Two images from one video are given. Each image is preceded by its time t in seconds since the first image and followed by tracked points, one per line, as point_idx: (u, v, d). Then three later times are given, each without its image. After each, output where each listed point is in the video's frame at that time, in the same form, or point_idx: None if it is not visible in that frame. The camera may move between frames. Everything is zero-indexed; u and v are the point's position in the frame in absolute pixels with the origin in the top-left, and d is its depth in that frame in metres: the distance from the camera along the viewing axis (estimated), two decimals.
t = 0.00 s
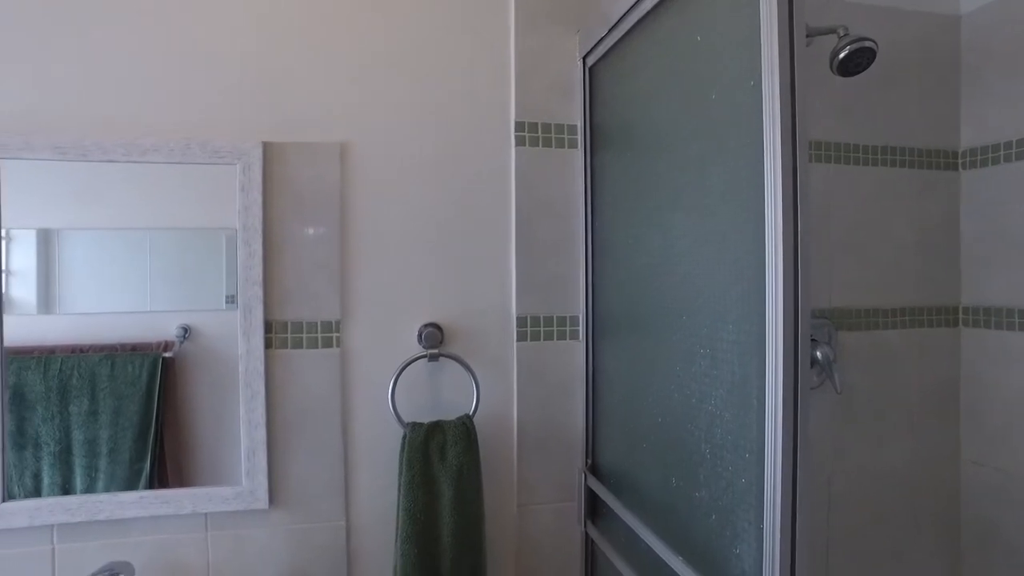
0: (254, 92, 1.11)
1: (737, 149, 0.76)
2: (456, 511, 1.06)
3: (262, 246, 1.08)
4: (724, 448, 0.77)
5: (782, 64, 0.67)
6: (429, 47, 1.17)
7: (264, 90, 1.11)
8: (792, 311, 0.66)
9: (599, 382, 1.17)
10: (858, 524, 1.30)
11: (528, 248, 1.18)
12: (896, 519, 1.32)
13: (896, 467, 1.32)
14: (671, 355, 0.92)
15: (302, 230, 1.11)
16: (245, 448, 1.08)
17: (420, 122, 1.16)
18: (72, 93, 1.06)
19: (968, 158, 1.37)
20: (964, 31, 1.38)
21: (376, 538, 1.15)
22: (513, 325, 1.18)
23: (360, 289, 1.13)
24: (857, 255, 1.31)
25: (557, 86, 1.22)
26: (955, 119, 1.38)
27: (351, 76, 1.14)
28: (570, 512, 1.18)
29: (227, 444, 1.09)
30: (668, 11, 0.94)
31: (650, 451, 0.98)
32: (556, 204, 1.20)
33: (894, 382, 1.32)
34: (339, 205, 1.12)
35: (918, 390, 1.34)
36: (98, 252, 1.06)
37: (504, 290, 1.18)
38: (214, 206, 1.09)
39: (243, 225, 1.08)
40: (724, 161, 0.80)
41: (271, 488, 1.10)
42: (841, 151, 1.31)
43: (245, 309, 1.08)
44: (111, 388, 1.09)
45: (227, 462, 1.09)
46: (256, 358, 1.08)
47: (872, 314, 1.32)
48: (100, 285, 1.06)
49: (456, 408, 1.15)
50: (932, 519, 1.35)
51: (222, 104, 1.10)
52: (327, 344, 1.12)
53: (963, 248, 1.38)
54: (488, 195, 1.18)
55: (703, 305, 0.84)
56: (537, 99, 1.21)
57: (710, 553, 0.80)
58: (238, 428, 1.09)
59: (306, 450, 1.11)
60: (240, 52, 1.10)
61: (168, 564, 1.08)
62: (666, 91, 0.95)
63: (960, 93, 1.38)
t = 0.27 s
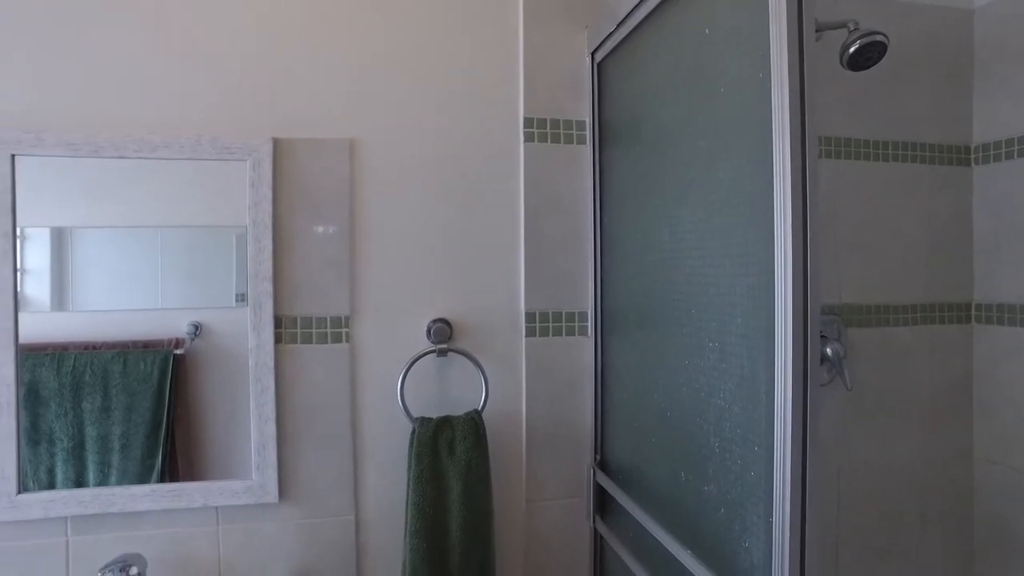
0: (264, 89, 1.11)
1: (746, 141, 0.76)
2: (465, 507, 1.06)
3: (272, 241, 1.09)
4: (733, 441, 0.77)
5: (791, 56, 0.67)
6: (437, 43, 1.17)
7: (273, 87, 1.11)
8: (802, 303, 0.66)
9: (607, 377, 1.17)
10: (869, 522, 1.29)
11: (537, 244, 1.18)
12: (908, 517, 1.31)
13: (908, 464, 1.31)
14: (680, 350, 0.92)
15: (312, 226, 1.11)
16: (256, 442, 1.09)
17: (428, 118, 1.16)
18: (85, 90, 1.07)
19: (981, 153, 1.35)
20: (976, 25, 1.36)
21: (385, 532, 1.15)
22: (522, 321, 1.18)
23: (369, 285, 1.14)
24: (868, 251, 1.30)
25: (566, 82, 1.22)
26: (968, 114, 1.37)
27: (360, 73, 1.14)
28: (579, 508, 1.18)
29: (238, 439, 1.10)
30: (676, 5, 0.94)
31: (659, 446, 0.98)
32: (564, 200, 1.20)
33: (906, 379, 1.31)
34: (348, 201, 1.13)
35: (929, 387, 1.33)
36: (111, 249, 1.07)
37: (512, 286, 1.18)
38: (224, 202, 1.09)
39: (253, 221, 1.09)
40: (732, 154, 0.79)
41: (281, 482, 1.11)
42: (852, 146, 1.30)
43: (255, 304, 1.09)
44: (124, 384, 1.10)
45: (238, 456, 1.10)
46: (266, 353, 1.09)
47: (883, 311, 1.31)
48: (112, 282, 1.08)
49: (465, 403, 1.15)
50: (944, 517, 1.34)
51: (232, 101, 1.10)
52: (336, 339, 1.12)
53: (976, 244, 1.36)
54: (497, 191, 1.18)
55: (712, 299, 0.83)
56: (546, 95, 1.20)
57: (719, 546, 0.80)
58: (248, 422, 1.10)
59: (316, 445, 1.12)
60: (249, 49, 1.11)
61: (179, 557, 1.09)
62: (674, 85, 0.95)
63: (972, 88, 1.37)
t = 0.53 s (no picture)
0: (276, 84, 1.12)
1: (757, 131, 0.76)
2: (475, 499, 1.07)
3: (283, 236, 1.10)
4: (744, 432, 0.77)
5: (802, 45, 0.67)
6: (447, 38, 1.17)
7: (284, 82, 1.12)
8: (814, 291, 0.65)
9: (618, 371, 1.16)
10: (882, 518, 1.28)
11: (547, 238, 1.19)
12: (921, 513, 1.31)
13: (921, 460, 1.30)
14: (691, 341, 0.92)
15: (324, 219, 1.12)
16: (268, 434, 1.10)
17: (438, 113, 1.16)
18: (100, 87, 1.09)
19: (995, 147, 1.34)
20: (990, 18, 1.35)
21: (396, 525, 1.16)
22: (532, 315, 1.18)
23: (380, 278, 1.14)
24: (880, 246, 1.29)
25: (576, 76, 1.22)
26: (981, 107, 1.36)
27: (371, 68, 1.15)
28: (589, 502, 1.18)
29: (250, 431, 1.11)
30: None
31: (669, 439, 0.98)
32: (574, 194, 1.20)
33: (918, 374, 1.30)
34: (359, 195, 1.13)
35: (942, 383, 1.32)
36: (124, 246, 1.08)
37: (522, 280, 1.19)
38: (236, 196, 1.10)
39: (265, 214, 1.09)
40: (743, 145, 0.79)
41: (292, 474, 1.12)
42: (864, 140, 1.29)
43: (266, 298, 1.09)
44: (136, 379, 1.10)
45: (250, 448, 1.10)
46: (278, 346, 1.10)
47: (895, 305, 1.30)
48: (125, 278, 1.08)
49: (475, 397, 1.16)
50: (958, 514, 1.33)
51: (244, 96, 1.11)
52: (347, 332, 1.13)
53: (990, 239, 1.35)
54: (507, 185, 1.19)
55: (723, 290, 0.83)
56: (556, 89, 1.21)
57: (730, 538, 0.80)
58: (260, 414, 1.11)
59: (328, 437, 1.12)
60: (261, 46, 1.12)
61: (193, 547, 1.11)
62: (685, 77, 0.94)
63: (986, 82, 1.36)
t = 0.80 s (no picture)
0: (287, 79, 1.13)
1: (770, 123, 0.76)
2: (486, 493, 1.07)
3: (295, 230, 1.10)
4: (756, 424, 0.77)
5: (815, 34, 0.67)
6: (458, 33, 1.17)
7: (296, 77, 1.13)
8: (828, 281, 0.66)
9: (629, 365, 1.16)
10: (895, 515, 1.27)
11: (558, 233, 1.19)
12: (935, 511, 1.29)
13: (934, 457, 1.29)
14: (702, 334, 0.92)
15: (335, 214, 1.12)
16: (280, 428, 1.10)
17: (449, 108, 1.17)
18: (114, 83, 1.10)
19: (1011, 141, 1.33)
20: (1006, 10, 1.34)
21: (407, 519, 1.16)
22: (543, 309, 1.18)
23: (392, 273, 1.15)
24: (893, 241, 1.28)
25: (587, 71, 1.21)
26: (997, 101, 1.34)
27: (382, 63, 1.15)
28: (600, 497, 1.18)
29: (263, 424, 1.11)
30: None
31: (681, 432, 0.98)
32: (585, 188, 1.20)
33: (932, 370, 1.29)
34: (371, 190, 1.13)
35: (956, 379, 1.31)
36: (138, 243, 1.09)
37: (533, 275, 1.18)
38: (248, 191, 1.11)
39: (277, 209, 1.10)
40: (756, 137, 0.79)
41: (304, 468, 1.12)
42: (875, 135, 1.28)
43: (278, 292, 1.10)
44: (149, 376, 1.11)
45: (262, 442, 1.11)
46: (290, 340, 1.10)
47: (908, 301, 1.29)
48: (139, 275, 1.09)
49: (486, 391, 1.16)
50: (972, 511, 1.31)
51: (257, 92, 1.12)
52: (359, 327, 1.13)
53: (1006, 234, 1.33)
54: (518, 180, 1.19)
55: (734, 281, 0.83)
56: (567, 84, 1.20)
57: (742, 531, 0.80)
58: (272, 408, 1.11)
59: (339, 431, 1.13)
60: (273, 41, 1.13)
61: (206, 539, 1.11)
62: (697, 70, 0.94)
63: (1002, 75, 1.34)
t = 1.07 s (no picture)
0: (298, 74, 1.13)
1: (783, 113, 0.75)
2: (496, 487, 1.07)
3: (305, 224, 1.10)
4: (768, 416, 0.77)
5: (827, 22, 0.67)
6: (468, 27, 1.17)
7: (307, 71, 1.13)
8: (840, 273, 0.66)
9: (639, 359, 1.16)
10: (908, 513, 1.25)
11: (568, 227, 1.18)
12: (948, 508, 1.28)
13: (947, 453, 1.28)
14: (713, 325, 0.91)
15: (346, 208, 1.12)
16: (290, 421, 1.11)
17: (459, 102, 1.17)
18: (127, 79, 1.10)
19: None
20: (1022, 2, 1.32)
21: (417, 513, 1.16)
22: (554, 303, 1.18)
23: (402, 267, 1.15)
24: (906, 235, 1.27)
25: (597, 64, 1.21)
26: (1012, 94, 1.33)
27: (392, 58, 1.15)
28: (610, 492, 1.18)
29: (274, 418, 1.12)
30: None
31: (692, 426, 0.97)
32: (596, 182, 1.20)
33: (945, 366, 1.28)
34: (381, 184, 1.14)
35: (970, 375, 1.30)
36: (149, 240, 1.09)
37: (543, 269, 1.18)
38: (258, 185, 1.11)
39: (288, 202, 1.10)
40: (769, 128, 0.79)
41: (314, 462, 1.12)
42: (886, 130, 1.25)
43: (289, 285, 1.10)
44: (161, 372, 1.11)
45: (273, 435, 1.11)
46: (300, 333, 1.10)
47: (921, 296, 1.27)
48: (150, 271, 1.09)
49: (496, 384, 1.16)
50: (987, 508, 1.30)
51: (268, 86, 1.12)
52: (369, 321, 1.13)
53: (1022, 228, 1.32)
54: (528, 174, 1.18)
55: (745, 273, 0.83)
56: (577, 78, 1.20)
57: (754, 522, 0.80)
58: (283, 401, 1.11)
59: (350, 425, 1.13)
60: (284, 36, 1.13)
61: (218, 531, 1.12)
62: (708, 61, 0.94)
63: (1017, 68, 1.33)
